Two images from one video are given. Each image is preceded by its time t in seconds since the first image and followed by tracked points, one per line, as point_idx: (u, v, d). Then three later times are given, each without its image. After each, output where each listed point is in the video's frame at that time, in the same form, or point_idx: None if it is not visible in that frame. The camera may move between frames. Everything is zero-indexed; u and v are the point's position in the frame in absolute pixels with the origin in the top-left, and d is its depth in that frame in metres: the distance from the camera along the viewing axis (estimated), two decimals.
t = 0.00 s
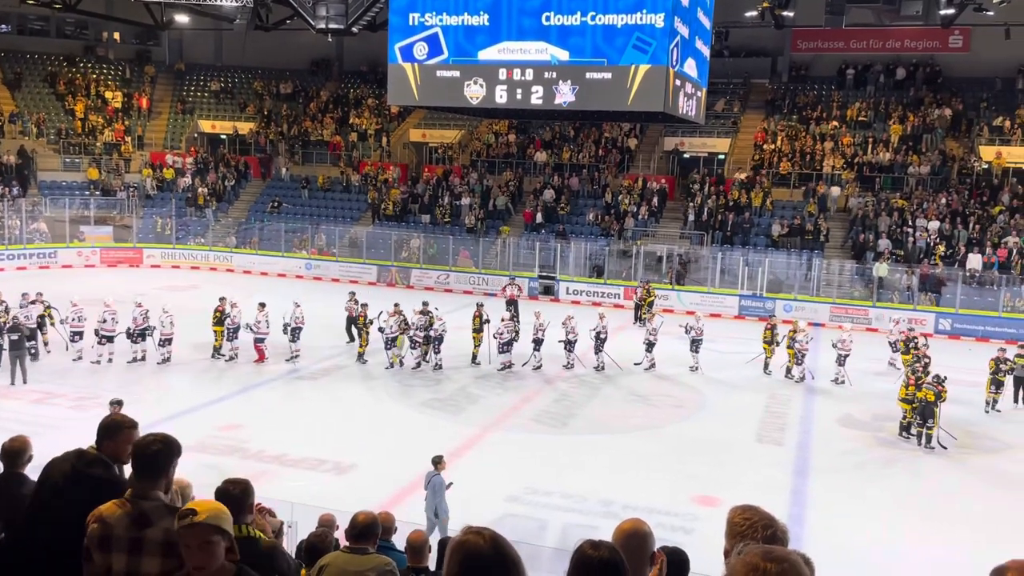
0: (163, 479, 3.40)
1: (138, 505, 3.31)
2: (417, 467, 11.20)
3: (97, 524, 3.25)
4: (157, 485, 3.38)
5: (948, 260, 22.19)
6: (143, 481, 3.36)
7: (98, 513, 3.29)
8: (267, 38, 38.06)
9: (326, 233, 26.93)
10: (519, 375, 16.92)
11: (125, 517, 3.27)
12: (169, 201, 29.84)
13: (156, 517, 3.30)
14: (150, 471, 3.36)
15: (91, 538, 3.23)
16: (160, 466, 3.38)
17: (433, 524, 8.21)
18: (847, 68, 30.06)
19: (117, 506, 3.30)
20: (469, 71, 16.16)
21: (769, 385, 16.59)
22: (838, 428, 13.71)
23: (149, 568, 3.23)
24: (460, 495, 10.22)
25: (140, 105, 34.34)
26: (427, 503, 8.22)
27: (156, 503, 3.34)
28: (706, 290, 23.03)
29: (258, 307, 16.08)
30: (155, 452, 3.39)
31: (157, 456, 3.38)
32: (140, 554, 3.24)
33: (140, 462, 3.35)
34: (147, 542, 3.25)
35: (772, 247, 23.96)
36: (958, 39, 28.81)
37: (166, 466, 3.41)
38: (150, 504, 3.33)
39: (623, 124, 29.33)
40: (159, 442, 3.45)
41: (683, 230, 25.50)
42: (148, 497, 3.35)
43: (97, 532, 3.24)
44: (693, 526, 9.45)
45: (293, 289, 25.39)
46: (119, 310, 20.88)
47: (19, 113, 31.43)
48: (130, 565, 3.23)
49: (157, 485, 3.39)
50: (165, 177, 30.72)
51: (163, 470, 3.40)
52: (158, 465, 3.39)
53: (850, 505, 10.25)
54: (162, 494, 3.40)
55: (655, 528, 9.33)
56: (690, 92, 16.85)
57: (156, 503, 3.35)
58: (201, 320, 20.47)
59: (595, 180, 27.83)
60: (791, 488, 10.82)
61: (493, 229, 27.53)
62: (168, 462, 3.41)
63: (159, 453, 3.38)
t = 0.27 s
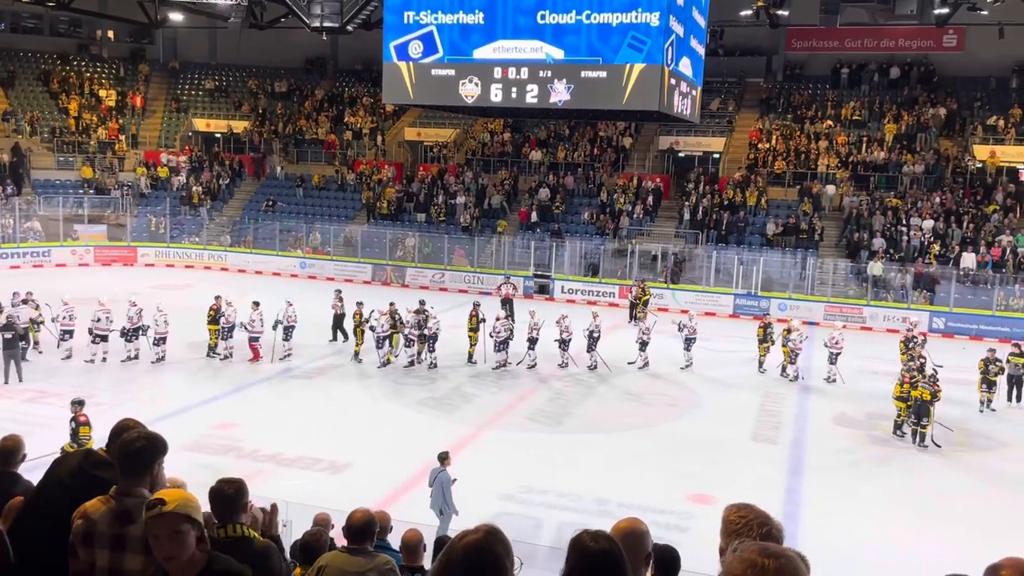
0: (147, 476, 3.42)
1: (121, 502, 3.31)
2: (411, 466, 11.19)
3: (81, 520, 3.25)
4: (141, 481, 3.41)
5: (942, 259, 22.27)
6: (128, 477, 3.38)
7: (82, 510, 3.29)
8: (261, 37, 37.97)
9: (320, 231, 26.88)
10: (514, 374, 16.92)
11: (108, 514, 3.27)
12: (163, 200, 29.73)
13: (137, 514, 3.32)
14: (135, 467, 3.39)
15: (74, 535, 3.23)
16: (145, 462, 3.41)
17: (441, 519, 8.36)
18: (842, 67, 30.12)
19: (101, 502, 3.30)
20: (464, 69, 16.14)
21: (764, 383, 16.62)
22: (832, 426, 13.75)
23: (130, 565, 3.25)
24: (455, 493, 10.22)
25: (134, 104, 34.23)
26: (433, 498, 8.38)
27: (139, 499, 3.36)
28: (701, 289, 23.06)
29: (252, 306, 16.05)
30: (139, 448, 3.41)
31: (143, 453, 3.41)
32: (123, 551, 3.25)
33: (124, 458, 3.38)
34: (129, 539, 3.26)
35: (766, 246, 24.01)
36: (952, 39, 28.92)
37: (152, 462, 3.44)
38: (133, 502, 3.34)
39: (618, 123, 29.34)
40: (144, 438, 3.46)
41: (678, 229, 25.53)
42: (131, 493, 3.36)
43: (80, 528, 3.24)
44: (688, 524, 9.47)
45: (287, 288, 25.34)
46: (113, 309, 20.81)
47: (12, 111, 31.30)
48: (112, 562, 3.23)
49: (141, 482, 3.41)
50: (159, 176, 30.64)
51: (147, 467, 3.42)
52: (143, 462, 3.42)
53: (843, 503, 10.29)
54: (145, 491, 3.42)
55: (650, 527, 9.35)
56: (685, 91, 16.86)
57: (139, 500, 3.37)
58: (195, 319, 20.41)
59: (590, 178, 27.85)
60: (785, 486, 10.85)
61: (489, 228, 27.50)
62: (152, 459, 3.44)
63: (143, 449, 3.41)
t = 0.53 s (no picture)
0: (133, 472, 3.48)
1: (105, 497, 3.36)
2: (407, 464, 11.19)
3: (65, 515, 3.29)
4: (127, 478, 3.46)
5: (936, 258, 22.35)
6: (114, 473, 3.43)
7: (69, 504, 3.34)
8: (256, 35, 37.91)
9: (316, 229, 26.85)
10: (509, 372, 16.93)
11: (92, 510, 3.29)
12: (157, 198, 29.65)
13: (120, 509, 3.35)
14: (121, 463, 3.44)
15: (60, 529, 3.26)
16: (132, 459, 3.46)
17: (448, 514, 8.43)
18: (837, 66, 30.20)
19: (86, 497, 3.34)
20: (459, 68, 16.13)
21: (758, 382, 16.66)
22: (827, 424, 13.79)
23: (112, 561, 3.19)
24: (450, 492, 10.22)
25: (128, 102, 34.14)
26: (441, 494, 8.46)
27: (123, 496, 3.41)
28: (696, 288, 23.09)
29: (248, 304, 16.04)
30: (125, 445, 3.46)
31: (128, 449, 3.46)
32: (104, 547, 3.21)
33: (110, 455, 3.44)
34: (110, 534, 3.24)
35: (761, 244, 24.05)
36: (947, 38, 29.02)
37: (138, 459, 3.49)
38: (117, 498, 3.39)
39: (613, 122, 29.38)
40: (130, 436, 3.52)
41: (674, 227, 25.57)
42: (116, 490, 3.42)
43: (65, 523, 3.27)
44: (683, 522, 9.49)
45: (282, 286, 25.32)
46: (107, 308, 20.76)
47: (6, 108, 31.22)
48: (94, 557, 3.20)
49: (127, 479, 3.46)
50: (154, 174, 30.57)
51: (133, 463, 3.47)
52: (128, 459, 3.47)
53: (838, 501, 10.32)
54: (130, 488, 3.47)
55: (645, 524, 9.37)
56: (680, 89, 16.88)
57: (123, 496, 3.41)
58: (190, 317, 20.38)
59: (586, 177, 27.88)
60: (780, 484, 10.87)
61: (484, 227, 27.49)
62: (138, 455, 3.49)
63: (128, 446, 3.46)
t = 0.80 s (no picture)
0: (123, 471, 3.42)
1: (95, 496, 3.35)
2: (403, 463, 11.18)
3: (58, 512, 3.34)
4: (117, 476, 3.42)
5: (932, 257, 22.40)
6: (104, 472, 3.40)
7: (61, 501, 3.37)
8: (252, 33, 37.85)
9: (312, 229, 26.80)
10: (506, 371, 16.92)
11: (82, 508, 3.32)
12: (153, 196, 29.57)
13: (110, 508, 3.35)
14: (111, 463, 3.39)
15: (51, 526, 3.32)
16: (122, 459, 3.40)
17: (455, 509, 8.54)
18: (833, 65, 30.24)
19: (77, 497, 3.35)
20: (456, 67, 16.10)
21: (755, 380, 16.67)
22: (823, 423, 13.80)
23: (100, 560, 3.28)
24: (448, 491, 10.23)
25: (124, 100, 34.07)
26: (445, 491, 8.53)
27: (112, 494, 3.39)
28: (693, 287, 23.11)
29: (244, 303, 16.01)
30: (113, 445, 3.39)
31: (118, 450, 3.38)
32: (93, 544, 3.28)
33: (101, 454, 3.37)
34: (98, 533, 3.29)
35: (758, 243, 24.07)
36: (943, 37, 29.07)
37: (129, 458, 3.42)
38: (107, 496, 3.38)
39: (610, 121, 29.39)
40: (121, 434, 3.43)
41: (670, 226, 25.59)
42: (106, 488, 3.39)
43: (57, 520, 3.33)
44: (680, 521, 9.49)
45: (278, 285, 25.28)
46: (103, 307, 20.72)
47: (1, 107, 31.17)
48: (84, 554, 3.28)
49: (118, 476, 3.43)
50: (149, 173, 30.50)
51: (123, 462, 3.41)
52: (119, 458, 3.41)
53: (834, 500, 10.34)
54: (121, 485, 3.44)
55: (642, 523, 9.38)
56: (677, 88, 16.87)
57: (113, 494, 3.39)
58: (186, 316, 20.35)
59: (582, 176, 27.89)
60: (776, 483, 10.87)
61: (481, 226, 27.45)
62: (128, 454, 3.41)
63: (116, 446, 3.38)
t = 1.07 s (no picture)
0: (116, 469, 3.40)
1: (89, 495, 3.35)
2: (400, 462, 11.19)
3: (53, 511, 3.36)
4: (111, 475, 3.41)
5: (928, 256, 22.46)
6: (98, 472, 3.39)
7: (56, 500, 3.39)
8: (249, 32, 37.82)
9: (309, 227, 26.77)
10: (503, 369, 16.94)
11: (77, 508, 3.33)
12: (150, 195, 29.52)
13: (104, 507, 3.36)
14: (104, 462, 3.37)
15: (47, 526, 3.35)
16: (115, 459, 3.38)
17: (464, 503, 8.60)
18: (830, 64, 30.28)
19: (71, 496, 3.36)
20: (453, 65, 16.10)
21: (752, 379, 16.70)
22: (819, 421, 13.83)
23: (96, 559, 3.29)
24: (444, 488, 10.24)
25: (120, 99, 33.99)
26: (457, 486, 8.54)
27: (108, 492, 3.39)
28: (690, 285, 23.14)
29: (241, 302, 16.01)
30: (104, 444, 3.35)
31: (109, 448, 3.35)
32: (88, 543, 3.30)
33: (93, 453, 3.36)
34: (94, 532, 3.31)
35: (755, 242, 24.10)
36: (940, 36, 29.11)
37: (121, 456, 3.40)
38: (101, 494, 3.38)
39: (607, 120, 29.41)
40: (113, 431, 3.40)
41: (668, 225, 25.63)
42: (100, 487, 3.39)
43: (52, 520, 3.35)
44: (677, 519, 9.51)
45: (275, 284, 25.24)
46: (100, 306, 20.69)
47: None
48: (80, 553, 3.30)
49: (112, 475, 3.41)
50: (146, 171, 30.44)
51: (117, 461, 3.39)
52: (111, 457, 3.38)
53: (831, 497, 10.36)
54: (115, 484, 3.43)
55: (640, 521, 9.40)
56: (674, 87, 16.88)
57: (108, 493, 3.39)
58: (183, 315, 20.33)
59: (580, 174, 27.91)
60: (773, 481, 10.89)
61: (478, 224, 27.46)
62: (121, 453, 3.38)
63: (107, 446, 3.35)
